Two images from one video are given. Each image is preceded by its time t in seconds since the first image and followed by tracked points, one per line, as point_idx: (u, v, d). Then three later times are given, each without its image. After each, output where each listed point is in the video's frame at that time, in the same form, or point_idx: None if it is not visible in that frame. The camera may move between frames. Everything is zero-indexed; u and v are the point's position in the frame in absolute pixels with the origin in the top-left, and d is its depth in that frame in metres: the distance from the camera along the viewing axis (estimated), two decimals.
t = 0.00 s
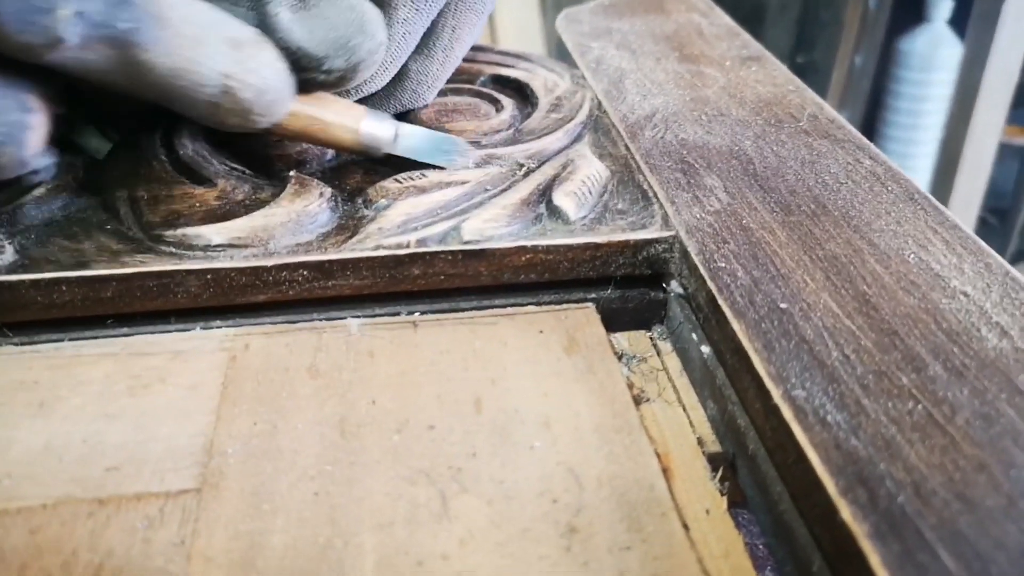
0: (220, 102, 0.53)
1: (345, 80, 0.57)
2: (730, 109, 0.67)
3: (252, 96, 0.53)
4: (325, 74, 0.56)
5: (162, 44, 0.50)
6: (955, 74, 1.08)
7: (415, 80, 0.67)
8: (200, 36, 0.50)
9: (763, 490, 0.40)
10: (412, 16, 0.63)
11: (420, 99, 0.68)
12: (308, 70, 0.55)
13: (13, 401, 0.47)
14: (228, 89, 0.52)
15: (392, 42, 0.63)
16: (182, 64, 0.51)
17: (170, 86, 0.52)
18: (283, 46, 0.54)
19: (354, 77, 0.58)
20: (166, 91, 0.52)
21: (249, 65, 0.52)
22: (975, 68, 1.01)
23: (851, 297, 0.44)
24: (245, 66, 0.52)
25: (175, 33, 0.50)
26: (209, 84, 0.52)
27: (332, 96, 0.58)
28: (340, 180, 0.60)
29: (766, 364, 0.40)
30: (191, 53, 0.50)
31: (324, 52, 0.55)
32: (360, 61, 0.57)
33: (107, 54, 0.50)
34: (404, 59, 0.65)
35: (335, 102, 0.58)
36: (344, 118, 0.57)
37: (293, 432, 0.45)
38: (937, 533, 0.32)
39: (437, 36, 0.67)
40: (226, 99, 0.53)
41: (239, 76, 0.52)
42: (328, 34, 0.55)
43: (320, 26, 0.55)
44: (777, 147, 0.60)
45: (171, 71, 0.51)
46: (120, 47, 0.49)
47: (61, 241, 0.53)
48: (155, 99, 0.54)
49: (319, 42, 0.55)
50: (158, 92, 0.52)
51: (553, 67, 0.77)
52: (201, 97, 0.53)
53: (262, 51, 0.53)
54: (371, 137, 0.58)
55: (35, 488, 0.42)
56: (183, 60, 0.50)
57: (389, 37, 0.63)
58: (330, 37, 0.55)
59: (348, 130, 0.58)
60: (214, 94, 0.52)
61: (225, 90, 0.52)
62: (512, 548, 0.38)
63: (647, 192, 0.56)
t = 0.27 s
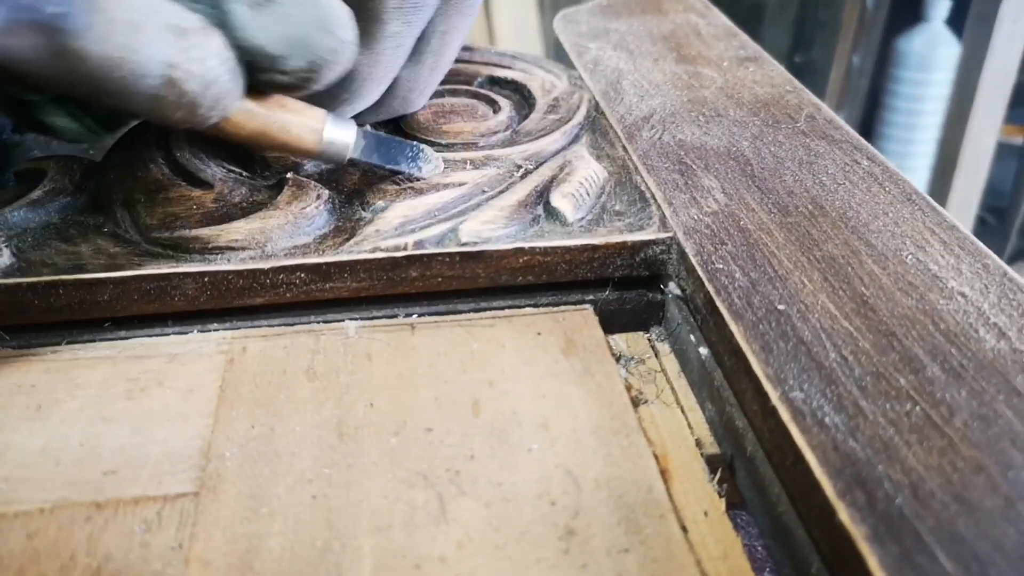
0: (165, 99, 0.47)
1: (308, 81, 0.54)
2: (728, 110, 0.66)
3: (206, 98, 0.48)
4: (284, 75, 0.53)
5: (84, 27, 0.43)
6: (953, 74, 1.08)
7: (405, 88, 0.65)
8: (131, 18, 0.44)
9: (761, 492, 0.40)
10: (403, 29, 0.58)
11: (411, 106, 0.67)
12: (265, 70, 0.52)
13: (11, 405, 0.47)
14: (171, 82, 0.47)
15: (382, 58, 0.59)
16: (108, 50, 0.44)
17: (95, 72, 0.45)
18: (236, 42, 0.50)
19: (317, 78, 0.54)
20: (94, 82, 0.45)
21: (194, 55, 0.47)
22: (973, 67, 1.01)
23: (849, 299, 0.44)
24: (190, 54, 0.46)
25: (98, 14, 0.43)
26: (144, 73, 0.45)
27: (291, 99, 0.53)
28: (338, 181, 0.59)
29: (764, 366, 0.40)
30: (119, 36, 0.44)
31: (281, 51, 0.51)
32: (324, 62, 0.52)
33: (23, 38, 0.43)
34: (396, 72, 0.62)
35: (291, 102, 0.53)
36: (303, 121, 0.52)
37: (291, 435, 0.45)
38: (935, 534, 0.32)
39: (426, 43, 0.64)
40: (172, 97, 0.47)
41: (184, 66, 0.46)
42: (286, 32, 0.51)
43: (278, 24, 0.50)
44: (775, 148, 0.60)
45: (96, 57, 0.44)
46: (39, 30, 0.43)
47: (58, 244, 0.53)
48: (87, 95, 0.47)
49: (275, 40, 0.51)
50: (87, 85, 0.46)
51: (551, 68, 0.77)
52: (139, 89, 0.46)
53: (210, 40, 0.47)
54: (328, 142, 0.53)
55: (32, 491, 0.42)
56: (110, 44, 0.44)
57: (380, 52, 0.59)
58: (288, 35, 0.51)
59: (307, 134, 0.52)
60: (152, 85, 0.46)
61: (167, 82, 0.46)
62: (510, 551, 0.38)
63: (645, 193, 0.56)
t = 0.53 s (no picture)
0: (129, 151, 0.43)
1: (243, 116, 0.50)
2: (728, 109, 0.66)
3: (173, 147, 0.43)
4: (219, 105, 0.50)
5: (53, 75, 0.39)
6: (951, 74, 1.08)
7: (353, 116, 0.60)
8: (101, 67, 0.40)
9: (761, 491, 0.40)
10: (343, 50, 0.55)
11: (358, 137, 0.60)
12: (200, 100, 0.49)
13: (10, 402, 0.47)
14: (138, 136, 0.42)
15: (320, 80, 0.55)
16: (77, 99, 0.40)
17: (64, 123, 0.41)
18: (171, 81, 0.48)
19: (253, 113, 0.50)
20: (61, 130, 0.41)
21: (163, 103, 0.42)
22: (972, 68, 1.01)
23: (849, 298, 0.44)
24: (162, 105, 0.42)
25: (66, 62, 0.39)
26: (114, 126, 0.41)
27: (267, 153, 0.48)
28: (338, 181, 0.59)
29: (764, 365, 0.40)
30: (88, 85, 0.40)
31: (215, 81, 0.48)
32: (268, 93, 0.49)
33: None
34: (340, 98, 0.57)
35: (269, 154, 0.48)
36: (279, 175, 0.47)
37: (290, 433, 0.45)
38: (935, 534, 0.32)
39: (378, 65, 0.59)
40: (136, 148, 0.43)
41: (153, 118, 0.42)
42: (220, 62, 0.48)
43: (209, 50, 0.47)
44: (775, 147, 0.60)
45: (64, 106, 0.40)
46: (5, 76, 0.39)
47: (57, 243, 0.53)
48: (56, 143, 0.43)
49: (209, 71, 0.48)
50: (52, 133, 0.42)
51: (551, 67, 0.77)
52: (104, 143, 0.42)
53: (181, 88, 0.43)
54: (309, 202, 0.48)
55: (30, 489, 0.42)
56: (79, 95, 0.40)
57: (317, 75, 0.55)
58: (224, 65, 0.48)
59: (285, 189, 0.47)
60: (122, 138, 0.42)
61: (135, 135, 0.42)
62: (510, 551, 0.38)
63: (645, 192, 0.56)
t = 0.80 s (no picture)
0: (154, 162, 0.40)
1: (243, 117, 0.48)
2: (730, 107, 0.66)
3: (197, 153, 0.41)
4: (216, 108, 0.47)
5: (85, 77, 0.37)
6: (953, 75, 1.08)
7: (354, 122, 0.59)
8: (128, 66, 0.38)
9: (762, 489, 0.40)
10: (346, 56, 0.55)
11: (359, 142, 0.60)
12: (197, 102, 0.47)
13: (12, 398, 0.47)
14: (167, 142, 0.39)
15: (324, 86, 0.55)
16: (103, 100, 0.37)
17: (83, 129, 0.38)
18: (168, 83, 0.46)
19: (252, 112, 0.48)
20: (80, 140, 0.38)
21: (191, 106, 0.40)
22: (974, 68, 1.01)
23: (851, 296, 0.44)
24: (188, 108, 0.39)
25: (96, 62, 0.37)
26: (139, 131, 0.38)
27: (267, 153, 0.46)
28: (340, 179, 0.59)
29: (766, 363, 0.40)
30: (116, 87, 0.38)
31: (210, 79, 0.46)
32: (263, 88, 0.46)
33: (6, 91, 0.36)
34: (342, 104, 0.57)
35: (266, 154, 0.46)
36: (281, 178, 0.46)
37: (292, 431, 0.45)
38: (937, 532, 0.32)
39: (378, 73, 0.60)
40: (161, 158, 0.40)
41: (181, 122, 0.39)
42: (216, 58, 0.46)
43: (204, 50, 0.46)
44: (777, 145, 0.60)
45: (86, 111, 0.37)
46: (32, 84, 0.36)
47: (59, 240, 0.53)
48: (67, 156, 0.40)
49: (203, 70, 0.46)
50: (73, 147, 0.39)
51: (553, 65, 0.77)
52: (128, 150, 0.39)
53: (204, 90, 0.40)
54: (310, 206, 0.48)
55: (32, 486, 0.42)
56: (107, 96, 0.37)
57: (321, 79, 0.55)
58: (218, 61, 0.46)
59: (287, 193, 0.46)
60: (147, 146, 0.39)
61: (163, 141, 0.39)
62: (511, 548, 0.38)
63: (647, 190, 0.56)
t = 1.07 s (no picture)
0: (176, 150, 0.38)
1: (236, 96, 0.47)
2: (729, 103, 0.66)
3: (219, 137, 0.39)
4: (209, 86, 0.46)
5: (121, 64, 0.34)
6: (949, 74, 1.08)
7: (353, 117, 0.59)
8: (157, 51, 0.36)
9: (760, 485, 0.40)
10: (346, 49, 0.55)
11: (357, 136, 0.59)
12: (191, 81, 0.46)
13: (6, 391, 0.47)
14: (194, 129, 0.37)
15: (324, 80, 0.55)
16: (134, 89, 0.35)
17: (109, 118, 0.35)
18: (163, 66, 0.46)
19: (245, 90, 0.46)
20: (105, 129, 0.36)
21: (216, 92, 0.38)
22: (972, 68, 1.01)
23: (850, 292, 0.44)
24: (214, 94, 0.38)
25: (134, 48, 0.35)
26: (167, 119, 0.36)
27: (270, 135, 0.45)
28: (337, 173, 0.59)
29: (765, 358, 0.40)
30: (148, 73, 0.35)
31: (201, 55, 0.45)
32: (253, 64, 0.45)
33: (41, 77, 0.33)
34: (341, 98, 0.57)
35: (272, 138, 0.45)
36: (287, 162, 0.45)
37: (288, 425, 0.44)
38: (937, 528, 0.32)
39: (378, 67, 0.59)
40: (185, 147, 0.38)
41: (207, 108, 0.37)
42: (208, 35, 0.45)
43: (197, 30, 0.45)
44: (776, 142, 0.60)
45: (118, 101, 0.35)
46: (65, 70, 0.33)
47: (53, 232, 0.53)
48: (85, 144, 0.37)
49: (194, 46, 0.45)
50: (97, 136, 0.36)
51: (552, 61, 0.76)
52: (153, 139, 0.37)
53: (224, 76, 0.39)
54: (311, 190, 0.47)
55: (25, 479, 0.42)
56: (139, 83, 0.35)
57: (320, 73, 0.54)
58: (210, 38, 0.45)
59: (291, 178, 0.46)
60: (173, 135, 0.37)
61: (189, 128, 0.37)
62: (509, 543, 0.38)
63: (646, 185, 0.56)
